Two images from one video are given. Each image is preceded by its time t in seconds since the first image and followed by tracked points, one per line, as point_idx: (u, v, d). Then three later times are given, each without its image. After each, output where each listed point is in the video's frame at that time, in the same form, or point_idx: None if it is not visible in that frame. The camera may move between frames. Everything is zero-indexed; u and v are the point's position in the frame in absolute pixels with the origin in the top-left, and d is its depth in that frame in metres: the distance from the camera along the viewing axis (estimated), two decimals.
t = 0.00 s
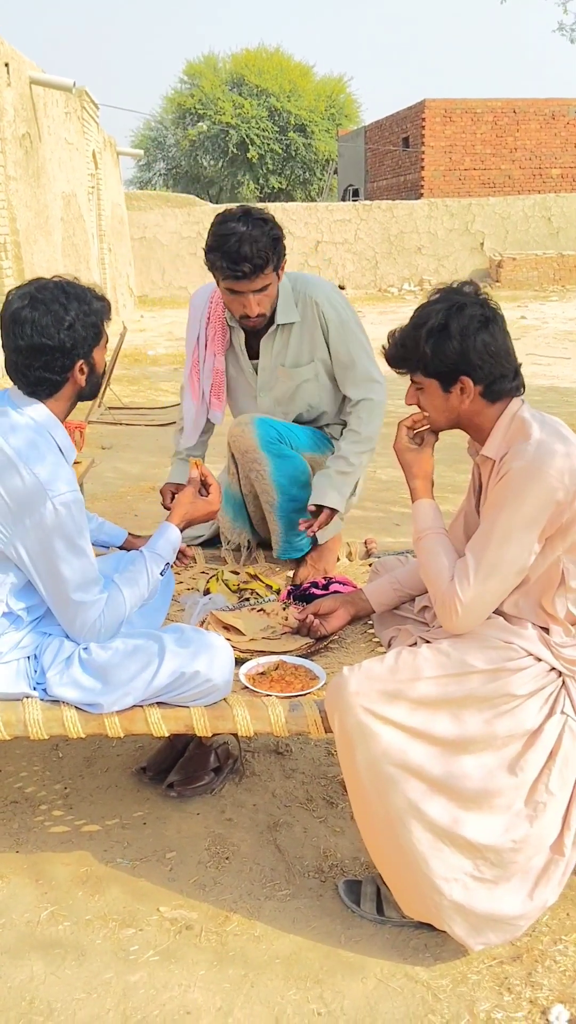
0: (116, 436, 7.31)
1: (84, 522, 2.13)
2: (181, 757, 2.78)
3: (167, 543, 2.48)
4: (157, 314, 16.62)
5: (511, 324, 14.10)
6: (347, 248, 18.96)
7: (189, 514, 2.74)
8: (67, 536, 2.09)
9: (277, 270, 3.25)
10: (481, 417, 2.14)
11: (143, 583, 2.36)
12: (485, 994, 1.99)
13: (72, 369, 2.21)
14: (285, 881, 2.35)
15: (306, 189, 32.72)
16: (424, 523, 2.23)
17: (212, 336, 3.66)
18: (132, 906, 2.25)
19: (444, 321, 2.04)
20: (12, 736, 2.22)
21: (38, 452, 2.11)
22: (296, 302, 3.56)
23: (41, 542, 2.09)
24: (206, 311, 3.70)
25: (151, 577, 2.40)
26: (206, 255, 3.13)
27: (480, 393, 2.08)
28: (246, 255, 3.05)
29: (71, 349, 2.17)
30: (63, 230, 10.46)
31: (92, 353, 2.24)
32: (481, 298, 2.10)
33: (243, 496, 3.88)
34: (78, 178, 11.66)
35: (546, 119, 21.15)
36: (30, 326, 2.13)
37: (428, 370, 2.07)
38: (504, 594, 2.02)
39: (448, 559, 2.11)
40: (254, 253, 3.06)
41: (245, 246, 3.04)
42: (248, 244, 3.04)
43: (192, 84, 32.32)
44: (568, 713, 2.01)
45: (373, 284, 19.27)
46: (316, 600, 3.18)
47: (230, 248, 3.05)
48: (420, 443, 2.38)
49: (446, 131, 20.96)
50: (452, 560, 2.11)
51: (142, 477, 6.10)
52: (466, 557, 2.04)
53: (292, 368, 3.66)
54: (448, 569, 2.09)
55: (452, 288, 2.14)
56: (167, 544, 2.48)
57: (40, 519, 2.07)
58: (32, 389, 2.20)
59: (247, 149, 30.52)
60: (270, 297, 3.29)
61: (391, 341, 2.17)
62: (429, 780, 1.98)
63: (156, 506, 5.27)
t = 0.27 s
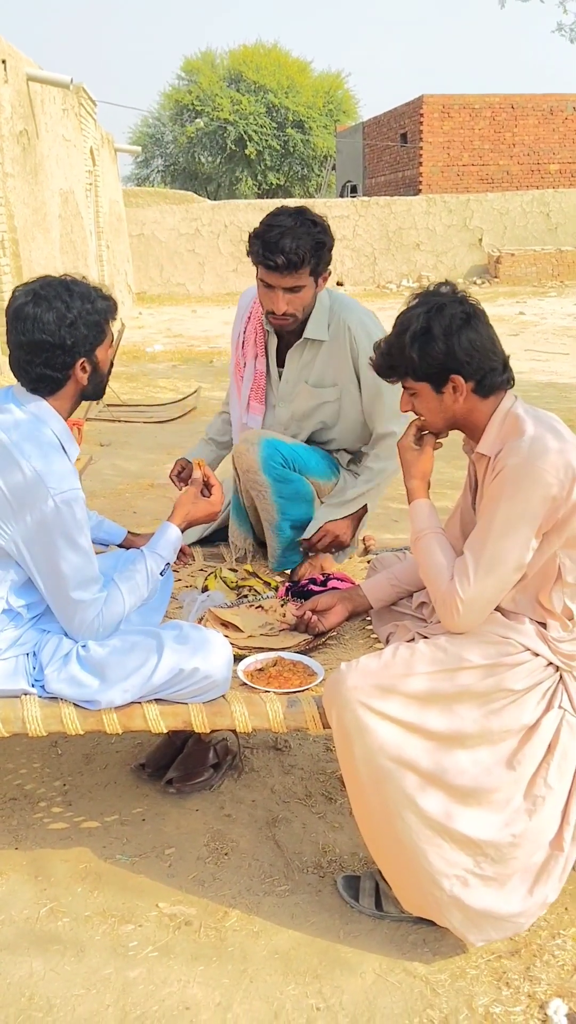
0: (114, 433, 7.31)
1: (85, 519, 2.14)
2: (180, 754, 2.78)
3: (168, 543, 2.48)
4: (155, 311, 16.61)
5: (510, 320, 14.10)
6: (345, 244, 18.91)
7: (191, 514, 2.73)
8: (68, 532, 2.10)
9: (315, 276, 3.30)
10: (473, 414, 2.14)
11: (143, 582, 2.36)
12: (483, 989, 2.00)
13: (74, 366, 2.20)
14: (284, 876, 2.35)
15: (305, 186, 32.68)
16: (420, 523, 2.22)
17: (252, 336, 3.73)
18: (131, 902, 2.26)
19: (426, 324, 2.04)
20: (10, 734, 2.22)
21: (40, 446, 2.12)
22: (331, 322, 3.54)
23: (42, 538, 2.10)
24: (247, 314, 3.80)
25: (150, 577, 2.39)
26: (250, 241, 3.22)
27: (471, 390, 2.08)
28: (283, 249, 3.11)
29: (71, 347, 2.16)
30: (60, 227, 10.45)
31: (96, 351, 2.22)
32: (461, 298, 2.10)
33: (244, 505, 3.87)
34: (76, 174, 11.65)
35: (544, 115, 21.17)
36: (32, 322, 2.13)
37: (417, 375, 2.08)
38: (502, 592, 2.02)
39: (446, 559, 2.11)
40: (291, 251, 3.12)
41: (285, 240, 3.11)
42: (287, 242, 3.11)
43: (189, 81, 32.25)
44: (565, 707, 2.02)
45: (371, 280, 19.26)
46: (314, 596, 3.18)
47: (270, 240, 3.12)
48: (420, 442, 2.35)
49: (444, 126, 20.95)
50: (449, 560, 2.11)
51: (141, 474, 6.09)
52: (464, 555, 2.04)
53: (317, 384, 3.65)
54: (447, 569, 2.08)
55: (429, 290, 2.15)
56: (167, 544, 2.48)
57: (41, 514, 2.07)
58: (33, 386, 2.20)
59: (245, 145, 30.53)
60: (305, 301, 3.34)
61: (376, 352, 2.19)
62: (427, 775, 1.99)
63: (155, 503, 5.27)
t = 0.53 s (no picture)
0: (113, 430, 7.31)
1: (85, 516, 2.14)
2: (179, 749, 2.79)
3: (167, 541, 2.49)
4: (153, 307, 16.59)
5: (509, 315, 14.08)
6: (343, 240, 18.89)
7: (190, 513, 2.72)
8: (68, 528, 2.10)
9: (344, 283, 3.30)
10: (468, 411, 2.14)
11: (141, 579, 2.36)
12: (482, 982, 2.00)
13: (71, 363, 2.19)
14: (283, 871, 2.36)
15: (303, 181, 32.61)
16: (417, 520, 2.22)
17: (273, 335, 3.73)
18: (130, 897, 2.26)
19: (416, 323, 2.05)
20: (9, 730, 2.23)
21: (40, 443, 2.11)
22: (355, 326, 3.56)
23: (42, 534, 2.10)
24: (270, 310, 3.78)
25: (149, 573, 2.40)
26: (279, 245, 3.20)
27: (465, 387, 2.09)
28: (316, 259, 3.11)
29: (69, 342, 2.15)
30: (58, 224, 10.43)
31: (94, 349, 2.21)
32: (450, 295, 2.10)
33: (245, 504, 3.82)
34: (73, 171, 11.63)
35: (542, 109, 21.13)
36: (29, 317, 2.13)
37: (409, 374, 2.09)
38: (500, 587, 2.01)
39: (443, 556, 2.11)
40: (323, 260, 3.13)
41: (318, 250, 3.11)
42: (320, 251, 3.11)
43: (186, 76, 32.18)
44: (563, 702, 2.02)
45: (369, 276, 19.24)
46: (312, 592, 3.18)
47: (302, 247, 3.12)
48: (418, 441, 2.36)
49: (442, 121, 20.92)
50: (447, 557, 2.10)
51: (139, 471, 6.09)
52: (461, 552, 2.04)
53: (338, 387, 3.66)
54: (444, 566, 2.08)
55: (417, 290, 2.16)
56: (167, 542, 2.48)
57: (41, 511, 2.07)
58: (31, 381, 2.20)
59: (242, 141, 30.49)
60: (332, 308, 3.35)
61: (369, 352, 2.20)
62: (425, 769, 1.99)
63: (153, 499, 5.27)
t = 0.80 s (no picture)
0: (110, 427, 7.30)
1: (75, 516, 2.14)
2: (177, 747, 2.79)
3: (162, 536, 2.48)
4: (150, 304, 16.57)
5: (507, 311, 14.07)
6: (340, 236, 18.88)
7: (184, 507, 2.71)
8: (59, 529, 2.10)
9: (331, 284, 3.32)
10: (465, 407, 2.14)
11: (134, 576, 2.36)
12: (481, 977, 2.01)
13: (60, 360, 2.19)
14: (282, 868, 2.36)
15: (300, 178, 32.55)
16: (416, 517, 2.22)
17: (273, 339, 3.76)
18: (129, 895, 2.26)
19: (412, 319, 2.04)
20: (7, 728, 2.23)
21: (29, 444, 2.12)
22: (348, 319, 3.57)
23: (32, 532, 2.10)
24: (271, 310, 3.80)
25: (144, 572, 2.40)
26: (263, 252, 3.23)
27: (461, 383, 2.08)
28: (299, 263, 3.14)
29: (60, 339, 2.15)
30: (55, 221, 10.41)
31: (85, 350, 2.21)
32: (447, 291, 2.10)
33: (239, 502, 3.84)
34: (70, 168, 11.61)
35: (539, 104, 21.12)
36: (23, 309, 2.14)
37: (406, 370, 2.08)
38: (500, 583, 2.01)
39: (442, 553, 2.10)
40: (306, 264, 3.16)
41: (300, 254, 3.14)
42: (304, 254, 3.14)
43: (183, 73, 32.12)
44: (561, 697, 2.02)
45: (367, 272, 19.22)
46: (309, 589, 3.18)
47: (286, 253, 3.14)
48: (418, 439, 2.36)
49: (439, 117, 20.89)
50: (446, 554, 2.10)
51: (137, 468, 6.09)
52: (460, 548, 2.04)
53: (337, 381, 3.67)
54: (444, 563, 2.08)
55: (414, 285, 2.15)
56: (161, 537, 2.47)
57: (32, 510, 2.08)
58: (20, 377, 2.21)
59: (239, 137, 30.44)
60: (321, 310, 3.36)
61: (366, 347, 2.20)
62: (424, 766, 1.99)
63: (151, 497, 5.26)
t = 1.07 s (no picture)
0: (108, 426, 7.29)
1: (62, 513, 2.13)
2: (176, 744, 2.79)
3: (153, 533, 2.50)
4: (149, 302, 16.56)
5: (505, 307, 14.05)
6: (338, 233, 18.87)
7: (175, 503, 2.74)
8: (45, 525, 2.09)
9: (317, 277, 3.34)
10: (464, 404, 2.14)
11: (125, 570, 2.38)
12: (480, 974, 2.01)
13: (46, 354, 2.21)
14: (281, 865, 2.36)
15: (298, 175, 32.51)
16: (416, 513, 2.21)
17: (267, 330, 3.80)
18: (128, 892, 2.26)
19: (412, 316, 2.04)
20: (5, 726, 2.22)
21: (11, 442, 2.11)
22: (332, 314, 3.57)
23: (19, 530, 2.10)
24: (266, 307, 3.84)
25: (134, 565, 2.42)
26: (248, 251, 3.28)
27: (459, 382, 2.08)
28: (280, 256, 3.17)
29: (50, 330, 2.18)
30: (52, 220, 10.40)
31: (74, 353, 2.24)
32: (450, 287, 2.09)
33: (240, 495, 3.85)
34: (67, 166, 11.59)
35: (536, 101, 21.11)
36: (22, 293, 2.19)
37: (404, 366, 2.09)
38: (499, 580, 2.01)
39: (441, 550, 2.10)
40: (288, 257, 3.18)
41: (281, 247, 3.16)
42: (285, 247, 3.17)
43: (180, 71, 32.07)
44: (559, 694, 2.02)
45: (365, 269, 19.21)
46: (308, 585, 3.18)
47: (269, 247, 3.19)
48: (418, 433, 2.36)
49: (437, 114, 20.88)
50: (445, 550, 2.10)
51: (136, 466, 6.08)
52: (459, 544, 2.04)
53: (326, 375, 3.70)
54: (442, 559, 2.08)
55: (417, 280, 2.14)
56: (153, 532, 2.51)
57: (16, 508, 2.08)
58: (5, 368, 2.23)
59: (237, 135, 30.41)
60: (308, 302, 3.38)
61: (367, 341, 2.19)
62: (422, 763, 1.99)
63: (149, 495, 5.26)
